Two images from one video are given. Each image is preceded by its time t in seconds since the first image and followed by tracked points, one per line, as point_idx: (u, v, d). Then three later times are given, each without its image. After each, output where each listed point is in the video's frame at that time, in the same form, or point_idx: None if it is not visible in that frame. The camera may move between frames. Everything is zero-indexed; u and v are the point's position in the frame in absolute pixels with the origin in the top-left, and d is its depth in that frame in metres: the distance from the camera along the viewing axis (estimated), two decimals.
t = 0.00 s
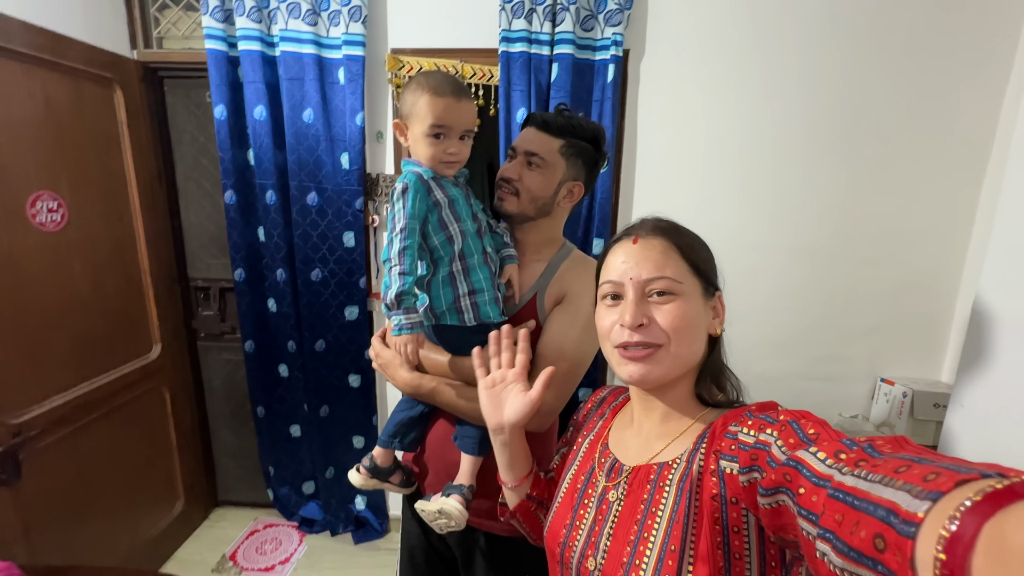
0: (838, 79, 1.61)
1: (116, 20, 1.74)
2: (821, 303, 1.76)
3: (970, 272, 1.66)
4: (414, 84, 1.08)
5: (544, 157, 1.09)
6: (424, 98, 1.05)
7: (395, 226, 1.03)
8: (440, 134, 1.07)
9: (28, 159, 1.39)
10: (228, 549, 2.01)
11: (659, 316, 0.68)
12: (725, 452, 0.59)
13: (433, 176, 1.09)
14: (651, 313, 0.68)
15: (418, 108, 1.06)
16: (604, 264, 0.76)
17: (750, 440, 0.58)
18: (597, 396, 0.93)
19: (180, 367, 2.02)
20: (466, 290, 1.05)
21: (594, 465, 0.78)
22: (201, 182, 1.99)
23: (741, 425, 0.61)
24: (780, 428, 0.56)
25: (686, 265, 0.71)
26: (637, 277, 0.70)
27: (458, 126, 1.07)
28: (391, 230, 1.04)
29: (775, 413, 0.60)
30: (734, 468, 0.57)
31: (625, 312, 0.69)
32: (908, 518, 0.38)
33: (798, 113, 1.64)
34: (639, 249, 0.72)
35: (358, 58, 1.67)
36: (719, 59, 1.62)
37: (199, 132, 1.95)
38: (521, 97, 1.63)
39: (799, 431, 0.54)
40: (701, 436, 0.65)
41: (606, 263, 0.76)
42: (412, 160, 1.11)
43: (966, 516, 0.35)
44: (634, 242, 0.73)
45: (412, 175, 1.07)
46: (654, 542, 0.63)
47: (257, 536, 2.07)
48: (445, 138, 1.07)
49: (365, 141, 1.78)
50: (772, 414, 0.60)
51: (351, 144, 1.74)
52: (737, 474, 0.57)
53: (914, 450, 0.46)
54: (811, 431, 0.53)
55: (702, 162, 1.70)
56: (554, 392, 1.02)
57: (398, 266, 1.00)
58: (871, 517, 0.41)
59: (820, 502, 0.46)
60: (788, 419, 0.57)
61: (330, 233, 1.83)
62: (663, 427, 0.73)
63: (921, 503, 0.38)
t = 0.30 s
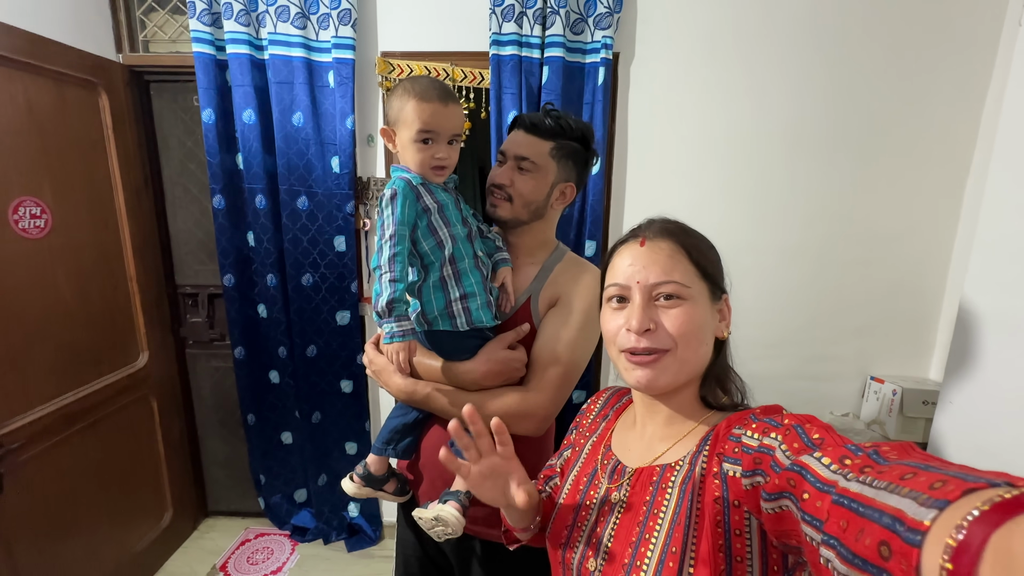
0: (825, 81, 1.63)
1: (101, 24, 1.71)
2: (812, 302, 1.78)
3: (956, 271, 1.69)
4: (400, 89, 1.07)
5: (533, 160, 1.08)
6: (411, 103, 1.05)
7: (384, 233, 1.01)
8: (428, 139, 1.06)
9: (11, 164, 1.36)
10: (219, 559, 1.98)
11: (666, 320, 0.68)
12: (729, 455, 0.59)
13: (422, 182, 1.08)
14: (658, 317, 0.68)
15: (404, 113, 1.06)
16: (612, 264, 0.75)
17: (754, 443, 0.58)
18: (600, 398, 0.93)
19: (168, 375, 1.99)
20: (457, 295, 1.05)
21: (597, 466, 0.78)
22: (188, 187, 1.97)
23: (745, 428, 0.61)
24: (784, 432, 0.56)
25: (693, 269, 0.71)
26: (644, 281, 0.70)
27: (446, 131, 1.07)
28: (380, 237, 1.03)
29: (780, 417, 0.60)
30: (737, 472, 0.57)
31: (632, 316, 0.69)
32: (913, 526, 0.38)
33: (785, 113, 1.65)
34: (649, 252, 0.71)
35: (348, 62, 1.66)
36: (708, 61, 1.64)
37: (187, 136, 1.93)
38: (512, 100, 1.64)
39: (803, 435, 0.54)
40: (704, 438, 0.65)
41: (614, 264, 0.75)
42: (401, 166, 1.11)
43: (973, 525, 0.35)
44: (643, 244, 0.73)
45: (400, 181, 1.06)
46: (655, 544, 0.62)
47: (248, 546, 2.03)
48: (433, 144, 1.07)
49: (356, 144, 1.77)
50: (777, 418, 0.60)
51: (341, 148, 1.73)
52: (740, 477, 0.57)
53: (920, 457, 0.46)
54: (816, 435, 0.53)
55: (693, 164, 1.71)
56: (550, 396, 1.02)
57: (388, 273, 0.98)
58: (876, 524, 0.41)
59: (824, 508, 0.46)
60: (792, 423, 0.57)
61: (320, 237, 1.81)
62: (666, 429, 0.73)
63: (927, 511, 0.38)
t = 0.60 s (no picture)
0: (818, 78, 1.64)
1: (94, 26, 1.71)
2: (808, 299, 1.79)
3: (950, 266, 1.70)
4: (396, 90, 1.07)
5: (545, 168, 1.09)
6: (408, 104, 1.05)
7: (383, 235, 1.01)
8: (425, 140, 1.07)
9: (6, 167, 1.35)
10: (218, 562, 1.97)
11: (678, 314, 0.68)
12: (724, 450, 0.60)
13: (420, 185, 1.09)
14: (671, 311, 0.68)
15: (400, 114, 1.06)
16: (626, 256, 0.75)
17: (749, 438, 0.58)
18: (598, 394, 0.93)
19: (166, 377, 1.98)
20: (457, 295, 1.05)
21: (594, 463, 0.78)
22: (184, 189, 1.96)
23: (741, 423, 0.62)
24: (779, 427, 0.56)
25: (710, 268, 0.71)
26: (661, 274, 0.69)
27: (443, 131, 1.07)
28: (379, 239, 1.03)
29: (775, 412, 0.61)
30: (732, 466, 0.58)
31: (643, 307, 0.70)
32: (906, 519, 0.38)
33: (779, 110, 1.66)
34: (664, 246, 0.71)
35: (343, 63, 1.66)
36: (701, 60, 1.65)
37: (182, 138, 1.93)
38: (507, 100, 1.64)
39: (798, 430, 0.55)
40: (700, 433, 0.66)
41: (628, 255, 0.75)
42: (398, 168, 1.11)
43: (966, 517, 0.35)
44: (660, 238, 0.73)
45: (398, 183, 1.06)
46: (652, 538, 0.63)
47: (247, 548, 2.03)
48: (430, 144, 1.07)
49: (352, 145, 1.77)
50: (772, 413, 0.61)
51: (337, 149, 1.73)
52: (735, 471, 0.58)
53: (914, 450, 0.46)
54: (810, 430, 0.53)
55: (688, 162, 1.72)
56: (548, 396, 1.02)
57: (388, 275, 0.98)
58: (870, 517, 0.41)
59: (818, 501, 0.46)
60: (788, 417, 0.58)
61: (317, 239, 1.81)
62: (664, 424, 0.73)
63: (920, 504, 0.38)
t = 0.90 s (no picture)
0: (813, 76, 1.64)
1: (86, 25, 1.69)
2: (803, 295, 1.80)
3: (943, 263, 1.71)
4: (389, 89, 1.07)
5: (541, 169, 1.09)
6: (402, 104, 1.05)
7: (380, 236, 1.01)
8: (419, 140, 1.07)
9: None
10: (216, 562, 1.97)
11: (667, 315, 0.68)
12: (719, 449, 0.61)
13: (415, 185, 1.08)
14: (660, 312, 0.69)
15: (394, 114, 1.06)
16: (622, 254, 0.75)
17: (744, 438, 0.59)
18: (592, 393, 0.94)
19: (162, 378, 1.98)
20: (455, 295, 1.05)
21: (590, 463, 0.79)
22: (179, 189, 1.95)
23: (736, 422, 0.62)
24: (775, 426, 0.57)
25: (704, 270, 0.70)
26: (652, 275, 0.70)
27: (437, 131, 1.07)
28: (376, 241, 1.03)
29: (770, 412, 0.61)
30: (727, 465, 0.58)
31: (633, 306, 0.70)
32: (903, 519, 0.39)
33: (774, 108, 1.67)
34: (658, 247, 0.71)
35: (338, 62, 1.66)
36: (696, 57, 1.65)
37: (176, 138, 1.92)
38: (503, 99, 1.64)
39: (793, 429, 0.55)
40: (695, 432, 0.66)
41: (624, 254, 0.75)
42: (392, 168, 1.11)
43: (964, 519, 0.36)
44: (655, 238, 0.73)
45: (394, 183, 1.06)
46: (647, 538, 0.63)
47: (246, 548, 2.03)
48: (425, 143, 1.07)
49: (347, 144, 1.77)
50: (767, 412, 0.61)
51: (332, 148, 1.73)
52: (730, 470, 0.58)
53: (910, 451, 0.47)
54: (805, 430, 0.54)
55: (683, 159, 1.72)
56: (544, 395, 1.03)
57: (389, 277, 0.99)
58: (866, 517, 0.42)
59: (814, 501, 0.47)
60: (783, 417, 0.58)
61: (313, 238, 1.81)
62: (659, 423, 0.73)
63: (917, 505, 0.39)
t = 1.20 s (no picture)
0: (812, 74, 1.64)
1: (83, 24, 1.69)
2: (802, 294, 1.80)
3: (941, 261, 1.71)
4: (379, 89, 1.06)
5: (538, 169, 1.09)
6: (392, 103, 1.04)
7: (371, 239, 1.01)
8: (411, 140, 1.06)
9: None
10: (215, 562, 1.97)
11: (662, 318, 0.68)
12: (714, 449, 0.61)
13: (406, 185, 1.08)
14: (656, 317, 0.69)
15: (384, 114, 1.05)
16: (615, 258, 0.75)
17: (739, 438, 0.59)
18: (587, 396, 0.94)
19: (160, 378, 1.98)
20: (449, 296, 1.04)
21: (586, 464, 0.80)
22: (177, 189, 1.95)
23: (731, 422, 0.62)
24: (770, 426, 0.57)
25: (699, 273, 0.70)
26: (647, 280, 0.70)
27: (428, 130, 1.07)
28: (368, 243, 1.03)
29: (765, 412, 0.61)
30: (723, 465, 0.58)
31: (628, 311, 0.70)
32: (898, 519, 0.39)
33: (773, 107, 1.67)
34: (652, 250, 0.71)
35: (336, 61, 1.65)
36: (695, 56, 1.65)
37: (174, 137, 1.91)
38: (501, 97, 1.64)
39: (788, 429, 0.55)
40: (691, 433, 0.66)
41: (617, 257, 0.75)
42: (384, 168, 1.10)
43: (959, 518, 0.36)
44: (649, 241, 0.73)
45: (385, 184, 1.06)
46: (642, 537, 0.64)
47: (245, 548, 2.03)
48: (416, 143, 1.07)
49: (345, 143, 1.76)
50: (762, 412, 0.61)
51: (330, 148, 1.72)
52: (725, 471, 0.58)
53: (903, 450, 0.47)
54: (800, 430, 0.54)
55: (682, 158, 1.72)
56: (541, 395, 1.03)
57: (380, 279, 0.98)
58: (861, 517, 0.42)
59: (809, 501, 0.47)
60: (777, 417, 0.58)
61: (312, 238, 1.80)
62: (654, 424, 0.74)
63: (912, 504, 0.39)
